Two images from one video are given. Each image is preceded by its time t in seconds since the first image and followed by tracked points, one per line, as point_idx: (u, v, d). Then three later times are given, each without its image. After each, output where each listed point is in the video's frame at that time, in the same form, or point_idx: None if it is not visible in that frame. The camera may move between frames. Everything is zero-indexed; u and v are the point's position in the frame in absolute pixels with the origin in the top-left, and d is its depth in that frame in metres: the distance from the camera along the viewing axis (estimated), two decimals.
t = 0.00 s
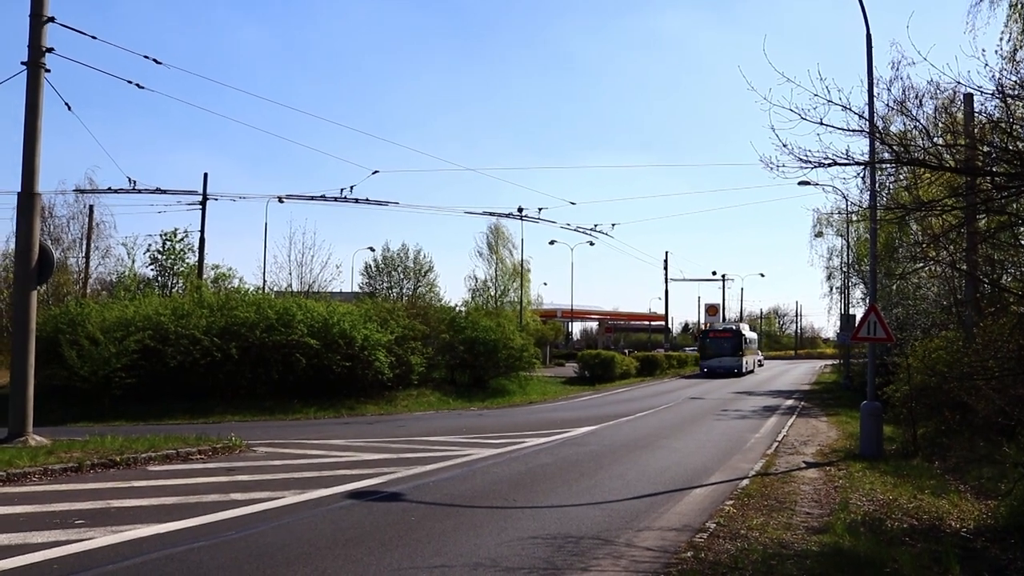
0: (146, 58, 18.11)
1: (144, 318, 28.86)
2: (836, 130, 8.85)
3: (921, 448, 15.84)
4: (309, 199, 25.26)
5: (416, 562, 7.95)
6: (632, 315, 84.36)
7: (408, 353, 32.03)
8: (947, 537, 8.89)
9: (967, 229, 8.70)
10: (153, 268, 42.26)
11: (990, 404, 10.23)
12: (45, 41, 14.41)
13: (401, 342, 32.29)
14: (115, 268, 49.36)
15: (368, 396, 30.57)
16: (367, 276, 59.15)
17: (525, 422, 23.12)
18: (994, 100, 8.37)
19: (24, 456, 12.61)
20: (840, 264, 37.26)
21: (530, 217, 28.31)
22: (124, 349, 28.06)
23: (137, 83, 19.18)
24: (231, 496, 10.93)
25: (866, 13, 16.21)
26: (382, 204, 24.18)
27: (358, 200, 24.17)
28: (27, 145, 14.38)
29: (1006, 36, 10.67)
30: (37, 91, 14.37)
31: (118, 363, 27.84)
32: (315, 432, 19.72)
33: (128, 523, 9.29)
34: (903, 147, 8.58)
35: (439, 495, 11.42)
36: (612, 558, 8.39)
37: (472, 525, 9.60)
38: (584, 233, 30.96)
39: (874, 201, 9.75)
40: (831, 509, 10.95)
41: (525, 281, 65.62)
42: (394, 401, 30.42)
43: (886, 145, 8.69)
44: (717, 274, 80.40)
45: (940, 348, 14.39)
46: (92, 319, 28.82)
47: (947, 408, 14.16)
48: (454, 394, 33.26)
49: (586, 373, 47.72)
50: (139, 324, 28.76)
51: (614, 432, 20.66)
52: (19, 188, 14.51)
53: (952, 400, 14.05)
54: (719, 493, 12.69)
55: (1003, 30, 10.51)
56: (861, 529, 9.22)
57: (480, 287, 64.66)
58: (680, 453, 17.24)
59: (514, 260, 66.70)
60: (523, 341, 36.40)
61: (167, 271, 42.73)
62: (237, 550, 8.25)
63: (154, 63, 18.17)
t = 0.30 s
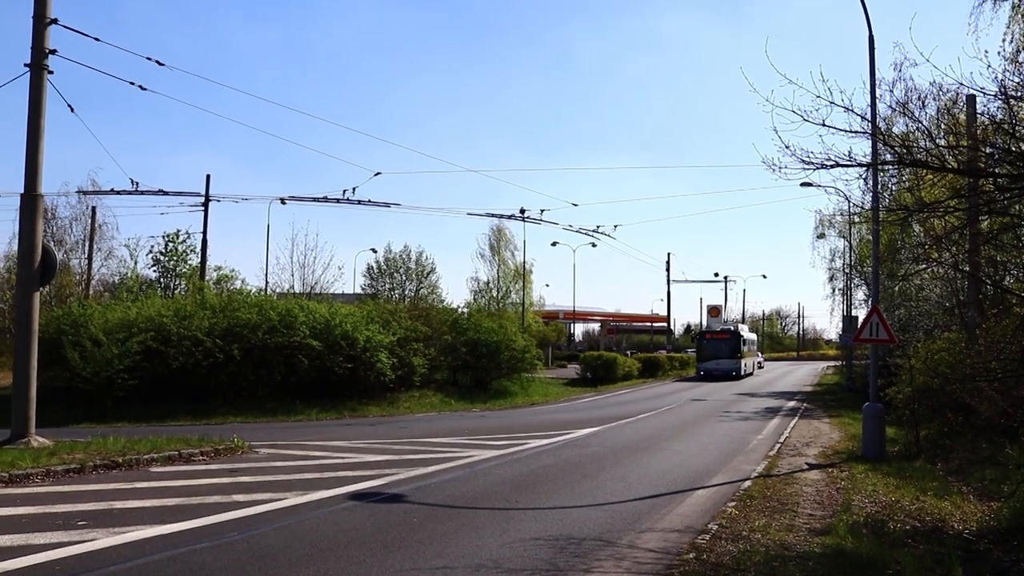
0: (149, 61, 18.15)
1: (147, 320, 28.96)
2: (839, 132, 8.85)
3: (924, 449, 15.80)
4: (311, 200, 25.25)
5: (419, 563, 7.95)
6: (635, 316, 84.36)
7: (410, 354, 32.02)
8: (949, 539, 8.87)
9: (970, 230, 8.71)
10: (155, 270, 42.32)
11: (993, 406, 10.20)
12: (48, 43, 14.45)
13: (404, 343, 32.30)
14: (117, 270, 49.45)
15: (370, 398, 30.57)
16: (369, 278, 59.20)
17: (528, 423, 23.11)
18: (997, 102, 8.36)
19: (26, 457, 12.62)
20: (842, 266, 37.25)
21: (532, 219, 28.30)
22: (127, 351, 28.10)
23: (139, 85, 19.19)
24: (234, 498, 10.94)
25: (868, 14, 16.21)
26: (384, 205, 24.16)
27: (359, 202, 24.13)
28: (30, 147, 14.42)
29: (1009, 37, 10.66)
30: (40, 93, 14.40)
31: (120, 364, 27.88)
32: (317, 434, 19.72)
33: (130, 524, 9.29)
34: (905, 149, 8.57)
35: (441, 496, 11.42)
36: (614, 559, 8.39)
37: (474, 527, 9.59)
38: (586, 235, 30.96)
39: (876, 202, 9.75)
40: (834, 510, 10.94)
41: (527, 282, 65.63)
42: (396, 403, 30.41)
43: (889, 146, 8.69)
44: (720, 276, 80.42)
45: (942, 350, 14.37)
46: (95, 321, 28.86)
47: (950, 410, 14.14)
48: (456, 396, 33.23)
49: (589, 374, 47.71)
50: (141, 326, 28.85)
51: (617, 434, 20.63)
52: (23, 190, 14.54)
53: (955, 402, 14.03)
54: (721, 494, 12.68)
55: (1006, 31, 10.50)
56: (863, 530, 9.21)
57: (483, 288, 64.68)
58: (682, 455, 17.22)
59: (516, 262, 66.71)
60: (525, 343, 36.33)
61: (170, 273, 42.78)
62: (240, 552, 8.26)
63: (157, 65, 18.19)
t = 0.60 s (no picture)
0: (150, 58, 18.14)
1: (147, 317, 29.06)
2: (840, 131, 8.84)
3: (925, 448, 15.78)
4: (312, 198, 25.24)
5: (419, 561, 7.95)
6: (635, 315, 84.40)
7: (411, 352, 32.06)
8: (950, 538, 8.87)
9: (971, 229, 8.70)
10: (156, 267, 42.34)
11: (994, 404, 10.20)
12: (49, 40, 14.44)
13: (405, 341, 32.32)
14: (118, 267, 49.50)
15: (371, 395, 30.57)
16: (371, 276, 59.23)
17: (529, 422, 23.14)
18: (999, 100, 8.35)
19: (27, 454, 12.62)
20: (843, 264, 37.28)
21: (533, 217, 28.28)
22: (128, 348, 28.15)
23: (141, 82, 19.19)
24: (234, 495, 10.94)
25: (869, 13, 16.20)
26: (385, 203, 24.16)
27: (360, 199, 24.14)
28: (31, 144, 14.42)
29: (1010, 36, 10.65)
30: (41, 90, 14.40)
31: (121, 361, 27.94)
32: (318, 431, 19.74)
33: (131, 521, 9.29)
34: (907, 147, 8.56)
35: (441, 494, 11.42)
36: (615, 558, 8.39)
37: (475, 524, 9.60)
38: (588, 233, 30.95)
39: (877, 201, 9.74)
40: (834, 509, 10.94)
41: (528, 280, 65.67)
42: (397, 401, 30.41)
43: (890, 145, 8.68)
44: (721, 274, 80.45)
45: (943, 349, 14.37)
46: (96, 318, 28.89)
47: (951, 409, 14.15)
48: (457, 394, 33.23)
49: (590, 372, 47.72)
50: (142, 323, 28.93)
51: (618, 432, 20.64)
52: (24, 187, 14.55)
53: (956, 401, 14.02)
54: (721, 493, 12.69)
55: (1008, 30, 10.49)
56: (863, 529, 9.20)
57: (484, 286, 64.68)
58: (682, 453, 17.22)
59: (517, 260, 66.73)
60: (526, 341, 36.35)
61: (171, 270, 42.80)
62: (240, 549, 8.25)
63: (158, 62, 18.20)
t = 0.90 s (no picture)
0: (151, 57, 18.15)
1: (149, 317, 29.12)
2: (842, 130, 8.83)
3: (926, 448, 15.72)
4: (314, 197, 25.23)
5: (420, 561, 7.95)
6: (636, 315, 84.44)
7: (412, 352, 32.09)
8: (951, 538, 8.87)
9: (972, 229, 8.71)
10: (158, 267, 42.35)
11: (996, 404, 10.18)
12: (50, 40, 14.45)
13: (406, 341, 32.33)
14: (119, 267, 49.55)
15: (372, 395, 30.58)
16: (372, 275, 59.22)
17: (530, 421, 23.14)
18: (1000, 100, 8.35)
19: (29, 454, 12.63)
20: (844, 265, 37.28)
21: (535, 217, 28.25)
22: (129, 347, 28.26)
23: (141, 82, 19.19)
24: (236, 495, 10.94)
25: (870, 12, 16.19)
26: (387, 203, 24.20)
27: (361, 199, 24.18)
28: (32, 144, 14.42)
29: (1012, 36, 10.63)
30: (42, 90, 14.40)
31: (123, 361, 28.00)
32: (320, 431, 19.74)
33: (132, 521, 9.30)
34: (909, 147, 8.55)
35: (442, 494, 11.42)
36: (616, 558, 8.39)
37: (476, 524, 9.60)
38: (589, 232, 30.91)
39: (878, 201, 9.73)
40: (836, 509, 10.93)
41: (529, 280, 65.66)
42: (399, 401, 30.40)
43: (892, 144, 8.67)
44: (722, 274, 80.38)
45: (945, 349, 14.36)
46: (97, 317, 28.91)
47: (953, 409, 14.14)
48: (458, 393, 33.20)
49: (591, 372, 47.68)
50: (144, 323, 28.98)
51: (619, 432, 20.62)
52: (25, 188, 14.56)
53: (957, 400, 14.01)
54: (723, 493, 12.69)
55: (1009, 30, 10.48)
56: (865, 529, 9.20)
57: (485, 286, 64.71)
58: (684, 453, 17.20)
59: (518, 259, 66.68)
60: (528, 340, 36.32)
61: (172, 270, 42.81)
62: (242, 548, 8.26)
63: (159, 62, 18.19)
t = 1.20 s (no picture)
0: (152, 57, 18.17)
1: (150, 317, 29.13)
2: (842, 132, 8.84)
3: (926, 450, 15.69)
4: (315, 198, 25.24)
5: (421, 561, 7.95)
6: (637, 316, 84.41)
7: (413, 352, 32.10)
8: (952, 540, 8.87)
9: (973, 230, 8.73)
10: (158, 267, 42.36)
11: (996, 406, 10.16)
12: (52, 40, 14.46)
13: (406, 341, 32.33)
14: (120, 267, 49.59)
15: (373, 396, 30.58)
16: (372, 276, 59.24)
17: (531, 422, 23.14)
18: (1001, 101, 8.34)
19: (29, 454, 12.64)
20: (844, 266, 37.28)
21: (535, 217, 28.24)
22: (130, 347, 28.26)
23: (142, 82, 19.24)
24: (237, 495, 10.94)
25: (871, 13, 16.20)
26: (388, 203, 24.23)
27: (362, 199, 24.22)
28: (34, 144, 14.43)
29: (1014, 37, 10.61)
30: (44, 89, 14.41)
31: (123, 361, 28.00)
32: (321, 432, 19.74)
33: (133, 521, 9.30)
34: (910, 148, 8.55)
35: (443, 494, 11.41)
36: (616, 558, 8.39)
37: (477, 525, 9.61)
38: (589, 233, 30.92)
39: (879, 203, 9.73)
40: (836, 510, 10.92)
41: (529, 280, 65.60)
42: (399, 401, 30.39)
43: (893, 146, 8.66)
44: (722, 275, 80.35)
45: (945, 350, 14.35)
46: (98, 317, 28.94)
47: (954, 411, 14.13)
48: (458, 394, 33.18)
49: (591, 373, 47.60)
50: (144, 323, 28.99)
51: (620, 434, 20.61)
52: (26, 187, 14.57)
53: (958, 401, 14.01)
54: (723, 494, 12.67)
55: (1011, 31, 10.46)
56: (865, 530, 9.20)
57: (485, 287, 64.71)
58: (684, 454, 17.18)
59: (519, 260, 66.63)
60: (528, 341, 36.28)
61: (173, 270, 42.82)
62: (242, 549, 8.26)
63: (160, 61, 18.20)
